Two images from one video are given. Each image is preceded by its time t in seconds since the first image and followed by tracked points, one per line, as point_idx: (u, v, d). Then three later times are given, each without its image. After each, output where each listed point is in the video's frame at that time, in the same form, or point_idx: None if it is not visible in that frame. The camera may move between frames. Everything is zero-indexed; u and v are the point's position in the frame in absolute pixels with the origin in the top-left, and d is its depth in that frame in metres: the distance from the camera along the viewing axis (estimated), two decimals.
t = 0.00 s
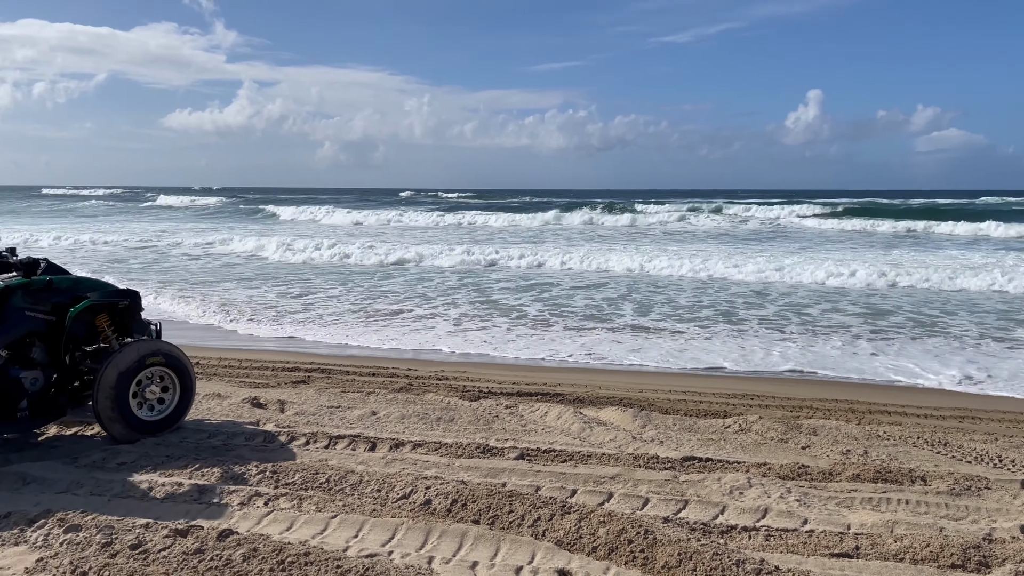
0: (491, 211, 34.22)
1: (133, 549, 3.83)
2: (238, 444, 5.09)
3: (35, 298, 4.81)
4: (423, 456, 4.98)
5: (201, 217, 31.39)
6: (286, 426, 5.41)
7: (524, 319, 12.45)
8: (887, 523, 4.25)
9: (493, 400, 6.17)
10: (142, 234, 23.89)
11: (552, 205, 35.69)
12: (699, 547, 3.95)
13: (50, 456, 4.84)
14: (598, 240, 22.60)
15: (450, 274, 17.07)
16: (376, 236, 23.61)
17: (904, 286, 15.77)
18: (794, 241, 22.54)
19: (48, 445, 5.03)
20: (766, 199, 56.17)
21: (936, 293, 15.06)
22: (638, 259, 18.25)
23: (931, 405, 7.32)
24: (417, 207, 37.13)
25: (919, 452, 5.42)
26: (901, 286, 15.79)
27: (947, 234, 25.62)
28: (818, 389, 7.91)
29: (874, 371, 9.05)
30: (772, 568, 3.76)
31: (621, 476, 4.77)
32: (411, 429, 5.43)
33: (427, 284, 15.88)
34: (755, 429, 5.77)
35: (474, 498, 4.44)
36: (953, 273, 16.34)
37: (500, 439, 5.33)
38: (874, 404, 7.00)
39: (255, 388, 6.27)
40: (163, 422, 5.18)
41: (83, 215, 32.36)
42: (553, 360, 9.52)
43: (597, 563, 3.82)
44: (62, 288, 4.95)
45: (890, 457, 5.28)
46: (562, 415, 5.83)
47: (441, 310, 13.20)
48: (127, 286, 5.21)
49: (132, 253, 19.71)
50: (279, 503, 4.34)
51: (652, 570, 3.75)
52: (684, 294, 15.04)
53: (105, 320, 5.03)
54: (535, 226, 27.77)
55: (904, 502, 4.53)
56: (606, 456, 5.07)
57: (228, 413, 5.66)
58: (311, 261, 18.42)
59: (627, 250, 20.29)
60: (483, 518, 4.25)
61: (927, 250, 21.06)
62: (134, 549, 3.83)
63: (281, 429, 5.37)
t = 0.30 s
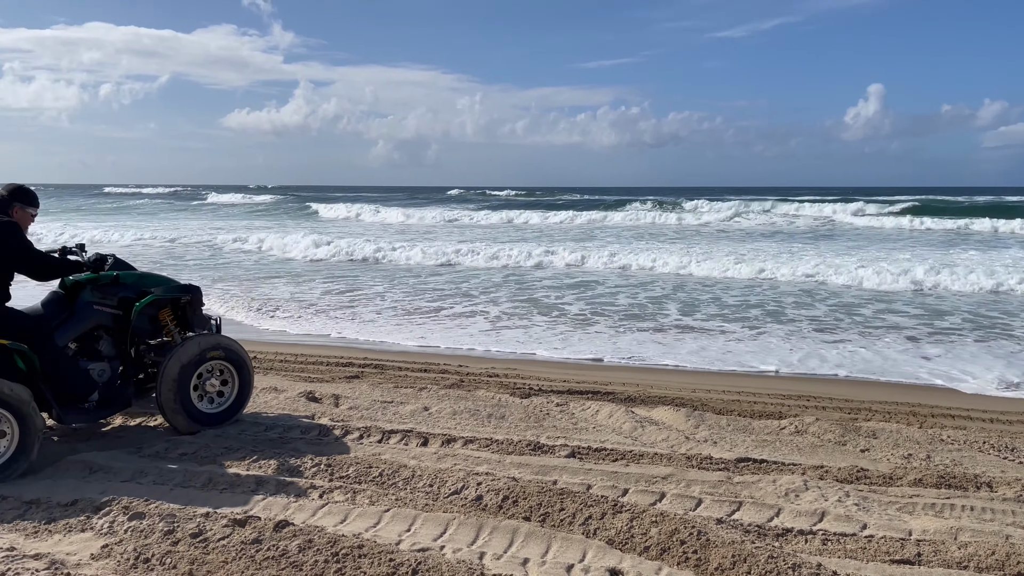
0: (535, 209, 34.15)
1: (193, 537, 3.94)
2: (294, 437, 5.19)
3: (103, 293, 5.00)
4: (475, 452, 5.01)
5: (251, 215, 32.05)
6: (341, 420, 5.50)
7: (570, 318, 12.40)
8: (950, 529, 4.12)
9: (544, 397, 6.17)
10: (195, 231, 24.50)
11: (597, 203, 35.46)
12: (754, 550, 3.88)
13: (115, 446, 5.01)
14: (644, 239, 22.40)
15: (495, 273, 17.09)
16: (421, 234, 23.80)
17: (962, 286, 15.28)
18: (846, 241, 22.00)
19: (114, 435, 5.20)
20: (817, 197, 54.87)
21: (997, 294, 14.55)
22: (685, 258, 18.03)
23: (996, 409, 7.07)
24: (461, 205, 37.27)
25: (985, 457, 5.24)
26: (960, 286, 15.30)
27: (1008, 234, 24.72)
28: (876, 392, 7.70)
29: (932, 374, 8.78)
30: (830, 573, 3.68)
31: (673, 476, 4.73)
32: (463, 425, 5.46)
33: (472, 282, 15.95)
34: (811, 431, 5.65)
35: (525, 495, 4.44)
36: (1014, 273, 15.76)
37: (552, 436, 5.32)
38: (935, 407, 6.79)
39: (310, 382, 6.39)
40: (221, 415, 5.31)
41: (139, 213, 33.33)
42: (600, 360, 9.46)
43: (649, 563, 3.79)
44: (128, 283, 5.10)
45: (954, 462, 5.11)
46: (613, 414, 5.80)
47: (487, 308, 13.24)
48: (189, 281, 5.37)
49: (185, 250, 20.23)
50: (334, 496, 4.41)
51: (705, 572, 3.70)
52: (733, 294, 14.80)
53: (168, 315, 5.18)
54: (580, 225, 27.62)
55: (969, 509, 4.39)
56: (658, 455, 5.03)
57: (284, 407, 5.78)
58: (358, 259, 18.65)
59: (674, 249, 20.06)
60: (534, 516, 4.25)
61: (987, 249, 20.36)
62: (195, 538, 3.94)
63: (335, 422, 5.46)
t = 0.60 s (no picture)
0: (581, 209, 34.01)
1: (253, 529, 4.02)
2: (350, 432, 5.27)
3: (170, 289, 5.15)
4: (528, 450, 5.01)
5: (301, 214, 32.63)
6: (396, 416, 5.56)
7: (617, 318, 12.32)
8: (1020, 539, 3.97)
9: (596, 397, 6.14)
10: (247, 230, 25.04)
11: (644, 202, 35.15)
12: (812, 555, 3.80)
13: (179, 438, 5.15)
14: (692, 238, 22.12)
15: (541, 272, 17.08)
16: (468, 233, 23.92)
17: None
18: (903, 240, 21.38)
19: (178, 428, 5.35)
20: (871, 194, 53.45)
21: None
22: (734, 258, 17.76)
23: None
24: (507, 204, 37.35)
25: None
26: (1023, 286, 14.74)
27: None
28: (938, 396, 7.46)
29: (995, 378, 8.48)
30: None
31: (729, 478, 4.66)
32: (516, 423, 5.47)
33: (519, 281, 15.95)
34: (872, 435, 5.51)
35: (578, 495, 4.42)
36: None
37: (605, 436, 5.30)
38: (1003, 412, 6.55)
39: (365, 378, 6.48)
40: (280, 409, 5.43)
41: (193, 212, 34.19)
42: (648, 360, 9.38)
43: (704, 565, 3.74)
44: (194, 280, 5.24)
45: None
46: (667, 414, 5.74)
47: (533, 307, 13.23)
48: (251, 279, 5.53)
49: (238, 248, 20.70)
50: (388, 491, 4.46)
51: None
52: (784, 294, 14.51)
53: (230, 312, 5.32)
54: (626, 224, 27.42)
55: None
56: (714, 457, 4.96)
57: (341, 402, 5.87)
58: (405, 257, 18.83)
59: (723, 248, 19.76)
60: (587, 515, 4.23)
61: None
62: (254, 529, 4.03)
63: (390, 418, 5.52)
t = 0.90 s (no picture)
0: (627, 208, 33.74)
1: (308, 522, 4.10)
2: (402, 429, 5.32)
3: (229, 287, 5.27)
4: (579, 449, 4.99)
5: (349, 213, 33.06)
6: (447, 414, 5.60)
7: (665, 318, 12.18)
8: None
9: (648, 397, 6.09)
10: (297, 229, 25.48)
11: (691, 201, 34.71)
12: (872, 562, 3.71)
13: (237, 432, 5.28)
14: (740, 237, 21.76)
15: (587, 271, 17.00)
16: (513, 232, 23.94)
17: None
18: (962, 239, 20.69)
19: (236, 422, 5.48)
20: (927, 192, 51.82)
21: None
22: (785, 258, 17.41)
23: None
24: (552, 203, 37.28)
25: None
26: None
27: None
28: (1003, 401, 7.20)
29: None
30: None
31: (785, 481, 4.57)
32: (567, 422, 5.46)
33: (564, 280, 15.90)
34: (936, 440, 5.34)
35: (629, 495, 4.39)
36: None
37: (657, 437, 5.25)
38: None
39: (416, 376, 6.54)
40: (334, 405, 5.51)
41: (245, 211, 34.96)
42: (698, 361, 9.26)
43: (758, 570, 3.68)
44: (252, 277, 5.35)
45: None
46: (721, 415, 5.66)
47: (579, 307, 13.18)
48: (306, 277, 5.64)
49: (288, 247, 21.07)
50: (440, 487, 4.49)
51: None
52: (837, 295, 14.18)
53: (287, 309, 5.48)
54: (673, 223, 27.10)
55: None
56: (769, 460, 4.88)
57: (393, 399, 5.94)
58: (451, 253, 18.93)
59: (772, 248, 19.39)
60: (639, 516, 4.20)
61: None
62: (309, 523, 4.10)
63: (442, 416, 5.56)
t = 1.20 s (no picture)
0: (669, 207, 33.41)
1: (358, 517, 4.15)
2: (450, 426, 5.36)
3: (281, 285, 5.39)
4: (627, 450, 4.96)
5: (392, 212, 33.37)
6: (495, 412, 5.62)
7: (710, 319, 12.02)
8: None
9: (698, 398, 6.02)
10: (340, 228, 25.80)
11: (735, 199, 34.19)
12: (930, 571, 3.60)
13: (289, 428, 5.37)
14: (787, 237, 21.35)
15: (630, 270, 16.88)
16: (555, 231, 23.90)
17: None
18: (1020, 238, 20.00)
19: (288, 418, 5.58)
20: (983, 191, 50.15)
21: None
22: (834, 258, 17.04)
23: None
24: (593, 201, 37.11)
25: None
26: None
27: None
28: None
29: None
30: None
31: (838, 486, 4.48)
32: (615, 423, 5.43)
33: (606, 280, 15.82)
34: (998, 446, 5.17)
35: (678, 497, 4.34)
36: None
37: (707, 438, 5.19)
38: None
39: (464, 374, 6.58)
40: (383, 403, 5.57)
41: (290, 211, 35.47)
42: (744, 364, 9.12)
43: None
44: (304, 276, 5.47)
45: None
46: (773, 418, 5.57)
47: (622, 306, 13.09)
48: (357, 277, 5.72)
49: (333, 246, 21.36)
50: (488, 485, 4.50)
51: None
52: (889, 296, 13.82)
53: (337, 307, 5.54)
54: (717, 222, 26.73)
55: None
56: (822, 464, 4.78)
57: (441, 397, 5.98)
58: (493, 251, 18.97)
59: (820, 248, 18.99)
60: (689, 518, 4.16)
61: None
62: (359, 518, 4.15)
63: (489, 414, 5.58)
